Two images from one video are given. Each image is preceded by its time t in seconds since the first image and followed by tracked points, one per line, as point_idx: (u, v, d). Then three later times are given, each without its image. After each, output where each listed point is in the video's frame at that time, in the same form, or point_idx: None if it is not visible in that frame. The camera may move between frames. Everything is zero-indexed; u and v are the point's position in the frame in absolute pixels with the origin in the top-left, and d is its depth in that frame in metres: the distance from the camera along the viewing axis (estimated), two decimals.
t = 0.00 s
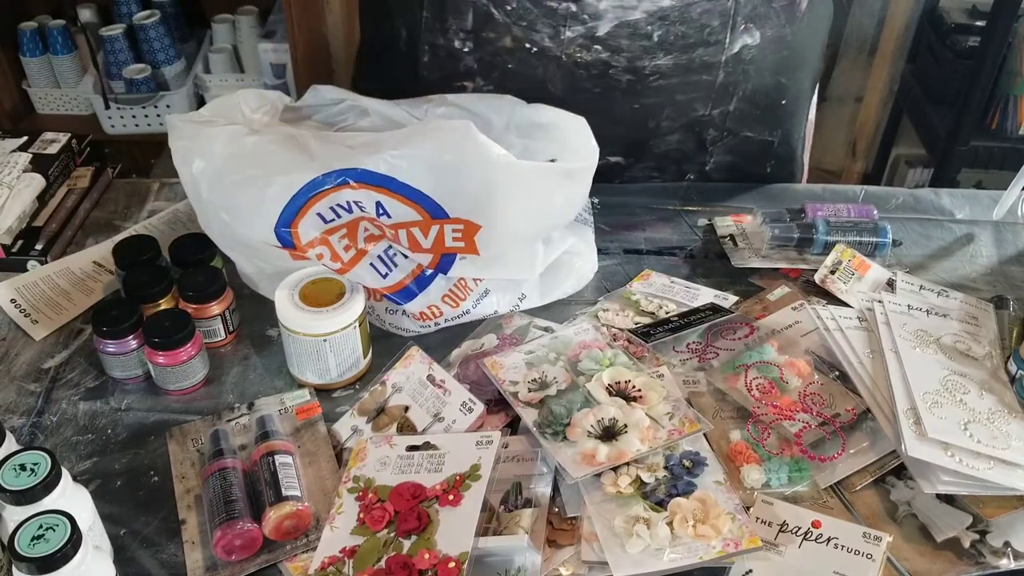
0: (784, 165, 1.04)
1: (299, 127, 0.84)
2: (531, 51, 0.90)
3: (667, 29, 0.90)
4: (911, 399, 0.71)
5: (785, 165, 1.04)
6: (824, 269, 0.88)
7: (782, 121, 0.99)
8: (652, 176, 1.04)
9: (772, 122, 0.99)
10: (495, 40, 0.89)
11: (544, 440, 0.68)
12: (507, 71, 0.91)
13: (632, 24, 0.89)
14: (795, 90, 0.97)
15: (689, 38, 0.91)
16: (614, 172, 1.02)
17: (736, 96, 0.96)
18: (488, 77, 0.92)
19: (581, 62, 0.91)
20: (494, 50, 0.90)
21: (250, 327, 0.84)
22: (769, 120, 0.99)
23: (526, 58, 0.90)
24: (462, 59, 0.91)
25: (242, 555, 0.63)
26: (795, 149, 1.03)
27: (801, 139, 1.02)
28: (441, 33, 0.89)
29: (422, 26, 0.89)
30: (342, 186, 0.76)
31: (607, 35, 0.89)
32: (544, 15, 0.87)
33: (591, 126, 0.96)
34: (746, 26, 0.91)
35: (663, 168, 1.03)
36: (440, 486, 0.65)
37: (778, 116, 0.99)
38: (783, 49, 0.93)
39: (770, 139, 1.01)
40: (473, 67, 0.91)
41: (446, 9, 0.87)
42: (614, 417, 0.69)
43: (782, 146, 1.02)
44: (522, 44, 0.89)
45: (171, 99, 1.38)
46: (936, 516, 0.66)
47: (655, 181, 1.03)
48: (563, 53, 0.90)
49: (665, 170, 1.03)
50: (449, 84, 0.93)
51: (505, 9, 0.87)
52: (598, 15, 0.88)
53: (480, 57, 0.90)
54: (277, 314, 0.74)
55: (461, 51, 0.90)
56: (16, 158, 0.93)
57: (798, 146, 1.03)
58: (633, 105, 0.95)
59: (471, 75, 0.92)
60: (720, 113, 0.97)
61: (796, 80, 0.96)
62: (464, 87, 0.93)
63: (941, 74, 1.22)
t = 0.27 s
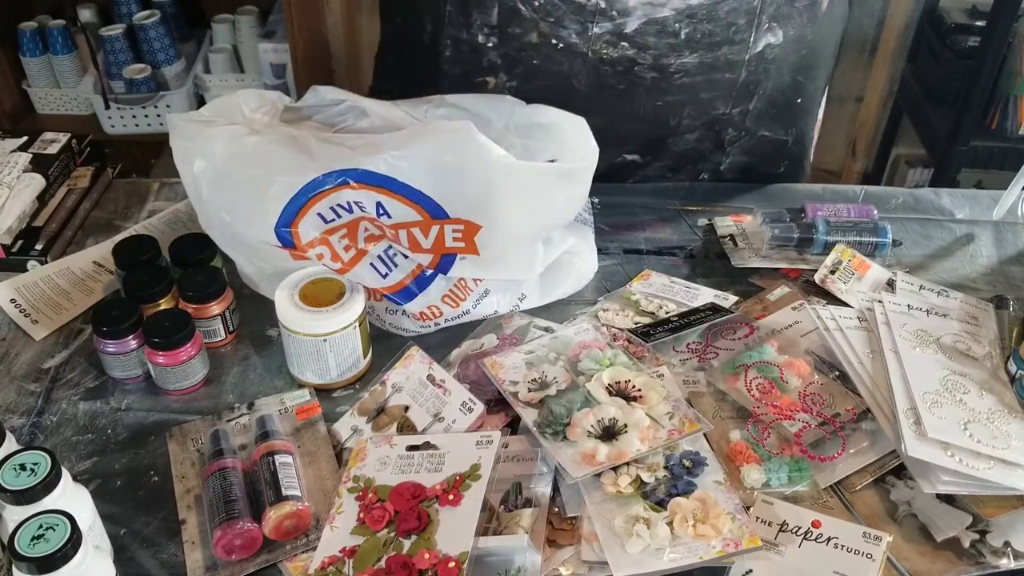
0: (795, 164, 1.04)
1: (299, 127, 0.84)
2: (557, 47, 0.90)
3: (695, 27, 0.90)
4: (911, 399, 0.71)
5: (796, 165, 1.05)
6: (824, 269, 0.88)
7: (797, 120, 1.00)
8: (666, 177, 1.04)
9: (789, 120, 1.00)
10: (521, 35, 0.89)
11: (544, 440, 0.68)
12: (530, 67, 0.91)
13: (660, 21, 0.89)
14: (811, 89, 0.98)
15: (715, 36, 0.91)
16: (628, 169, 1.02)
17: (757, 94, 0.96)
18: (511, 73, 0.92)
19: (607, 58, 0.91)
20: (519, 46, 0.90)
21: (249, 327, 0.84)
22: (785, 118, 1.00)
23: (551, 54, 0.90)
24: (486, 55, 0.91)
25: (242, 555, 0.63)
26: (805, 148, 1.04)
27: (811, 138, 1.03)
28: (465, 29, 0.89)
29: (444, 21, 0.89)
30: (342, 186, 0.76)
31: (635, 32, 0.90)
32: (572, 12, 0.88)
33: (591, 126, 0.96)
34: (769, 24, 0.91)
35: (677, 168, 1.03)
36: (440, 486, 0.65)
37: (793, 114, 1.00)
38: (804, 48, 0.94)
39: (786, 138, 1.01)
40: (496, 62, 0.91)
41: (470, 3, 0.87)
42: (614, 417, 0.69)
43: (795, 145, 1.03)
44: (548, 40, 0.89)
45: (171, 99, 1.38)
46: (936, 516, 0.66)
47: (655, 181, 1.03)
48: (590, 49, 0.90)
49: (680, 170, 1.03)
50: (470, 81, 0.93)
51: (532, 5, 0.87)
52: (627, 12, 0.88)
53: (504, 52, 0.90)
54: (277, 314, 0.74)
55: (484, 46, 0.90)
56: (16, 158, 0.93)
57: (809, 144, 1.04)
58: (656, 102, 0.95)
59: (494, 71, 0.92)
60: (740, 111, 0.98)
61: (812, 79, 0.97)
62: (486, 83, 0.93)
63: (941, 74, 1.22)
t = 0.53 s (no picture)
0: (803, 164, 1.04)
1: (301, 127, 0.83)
2: (566, 44, 0.89)
3: (705, 25, 0.90)
4: (911, 399, 0.71)
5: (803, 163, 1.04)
6: (824, 269, 0.88)
7: (805, 119, 0.99)
8: (674, 176, 1.03)
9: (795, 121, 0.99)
10: (530, 33, 0.88)
11: (544, 440, 0.68)
12: (540, 65, 0.91)
13: (670, 19, 0.89)
14: (819, 88, 0.97)
15: (724, 34, 0.91)
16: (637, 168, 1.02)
17: (765, 92, 0.96)
18: (520, 71, 0.91)
19: (616, 56, 0.91)
20: (529, 44, 0.89)
21: (249, 327, 0.84)
22: (793, 117, 0.99)
23: (561, 52, 0.90)
24: (495, 52, 0.90)
25: (242, 555, 0.63)
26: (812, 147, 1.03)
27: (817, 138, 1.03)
28: (474, 26, 0.88)
29: (454, 19, 0.88)
30: (343, 186, 0.76)
31: (644, 30, 0.89)
32: (582, 9, 0.87)
33: (592, 125, 0.96)
34: (778, 23, 0.91)
35: (685, 167, 1.02)
36: (440, 486, 0.65)
37: (801, 112, 0.99)
38: (812, 46, 0.94)
39: (793, 137, 1.00)
40: (505, 60, 0.90)
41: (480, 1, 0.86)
42: (614, 417, 0.69)
43: (803, 144, 1.02)
44: (558, 37, 0.89)
45: (171, 99, 1.38)
46: (936, 516, 0.66)
47: (655, 181, 1.03)
48: (599, 47, 0.90)
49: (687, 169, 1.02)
50: (478, 79, 0.92)
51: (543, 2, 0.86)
52: (637, 10, 0.88)
53: (514, 50, 0.90)
54: (277, 314, 0.74)
55: (493, 44, 0.89)
56: (16, 157, 0.93)
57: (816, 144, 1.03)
58: (665, 100, 0.94)
59: (502, 69, 0.91)
60: (748, 110, 0.97)
61: (820, 78, 0.97)
62: (494, 80, 0.92)
63: (941, 74, 1.22)
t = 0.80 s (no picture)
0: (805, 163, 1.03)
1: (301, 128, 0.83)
2: (569, 47, 0.89)
3: (707, 27, 0.90)
4: (911, 399, 0.71)
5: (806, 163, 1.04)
6: (824, 269, 0.88)
7: (807, 119, 0.99)
8: (676, 176, 1.02)
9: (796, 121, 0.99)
10: (533, 37, 0.88)
11: (544, 440, 0.68)
12: (542, 68, 0.90)
13: (673, 21, 0.89)
14: (821, 88, 0.97)
15: (727, 36, 0.90)
16: (639, 169, 1.01)
17: (768, 93, 0.96)
18: (522, 74, 0.91)
19: (619, 59, 0.90)
20: (531, 47, 0.89)
21: (249, 327, 0.84)
22: (795, 117, 0.99)
23: (563, 54, 0.89)
24: (496, 56, 0.90)
25: (242, 555, 0.63)
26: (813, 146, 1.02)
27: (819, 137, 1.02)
28: (476, 30, 0.88)
29: (455, 23, 0.88)
30: (343, 186, 0.76)
31: (647, 32, 0.89)
32: (584, 11, 0.87)
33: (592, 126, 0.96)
34: (779, 23, 0.91)
35: (688, 167, 1.02)
36: (440, 486, 0.65)
37: (803, 112, 0.98)
38: (814, 47, 0.94)
39: (796, 137, 1.00)
40: (507, 64, 0.90)
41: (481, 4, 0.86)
42: (614, 417, 0.69)
43: (805, 143, 1.01)
44: (560, 40, 0.88)
45: (171, 99, 1.38)
46: (936, 515, 0.66)
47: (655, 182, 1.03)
48: (602, 49, 0.89)
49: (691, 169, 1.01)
50: (481, 82, 0.92)
51: (544, 6, 0.86)
52: (639, 12, 0.88)
53: (516, 53, 0.89)
54: (277, 314, 0.74)
55: (495, 47, 0.89)
56: (16, 157, 0.93)
57: (817, 144, 1.03)
58: (667, 103, 0.94)
59: (505, 72, 0.91)
60: (751, 111, 0.97)
61: (822, 78, 0.97)
62: (496, 84, 0.92)
63: (941, 74, 1.22)
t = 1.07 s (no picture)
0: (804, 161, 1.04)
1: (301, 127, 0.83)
2: (569, 51, 0.90)
3: (707, 28, 0.90)
4: (911, 399, 0.71)
5: (805, 160, 1.04)
6: (824, 269, 0.88)
7: (806, 117, 0.99)
8: (676, 176, 1.03)
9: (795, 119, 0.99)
10: (532, 41, 0.89)
11: (544, 440, 0.68)
12: (542, 72, 0.91)
13: (673, 22, 0.90)
14: (819, 85, 0.97)
15: (727, 36, 0.91)
16: (639, 170, 1.02)
17: (767, 92, 0.96)
18: (522, 79, 0.92)
19: (618, 61, 0.91)
20: (531, 52, 0.90)
21: (250, 327, 0.84)
22: (794, 115, 0.99)
23: (563, 58, 0.90)
24: (496, 61, 0.91)
25: (242, 555, 0.63)
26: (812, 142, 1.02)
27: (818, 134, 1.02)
28: (474, 35, 0.89)
29: (453, 29, 0.89)
30: (344, 186, 0.76)
31: (647, 34, 0.90)
32: (583, 15, 0.88)
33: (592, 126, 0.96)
34: (778, 23, 0.91)
35: (688, 167, 1.02)
36: (440, 486, 0.65)
37: (801, 110, 0.99)
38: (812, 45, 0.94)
39: (795, 135, 1.00)
40: (507, 68, 0.91)
41: (480, 10, 0.88)
42: (614, 417, 0.69)
43: (804, 141, 1.02)
44: (560, 44, 0.89)
45: (171, 99, 1.38)
46: (936, 515, 0.66)
47: (655, 182, 1.03)
48: (602, 52, 0.90)
49: (691, 170, 1.02)
50: (481, 87, 0.93)
51: (543, 9, 0.87)
52: (638, 14, 0.88)
53: (515, 58, 0.90)
54: (277, 314, 0.74)
55: (494, 52, 0.90)
56: (16, 157, 0.93)
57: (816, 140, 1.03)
58: (667, 103, 0.95)
59: (504, 77, 0.92)
60: (750, 110, 0.97)
61: (819, 75, 0.97)
62: (497, 88, 0.93)
63: (941, 74, 1.21)
